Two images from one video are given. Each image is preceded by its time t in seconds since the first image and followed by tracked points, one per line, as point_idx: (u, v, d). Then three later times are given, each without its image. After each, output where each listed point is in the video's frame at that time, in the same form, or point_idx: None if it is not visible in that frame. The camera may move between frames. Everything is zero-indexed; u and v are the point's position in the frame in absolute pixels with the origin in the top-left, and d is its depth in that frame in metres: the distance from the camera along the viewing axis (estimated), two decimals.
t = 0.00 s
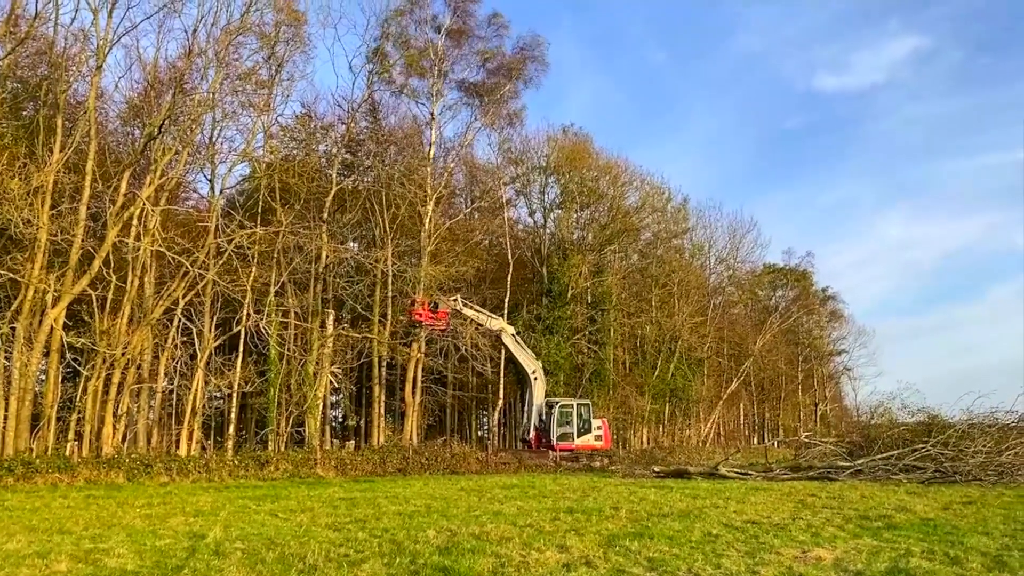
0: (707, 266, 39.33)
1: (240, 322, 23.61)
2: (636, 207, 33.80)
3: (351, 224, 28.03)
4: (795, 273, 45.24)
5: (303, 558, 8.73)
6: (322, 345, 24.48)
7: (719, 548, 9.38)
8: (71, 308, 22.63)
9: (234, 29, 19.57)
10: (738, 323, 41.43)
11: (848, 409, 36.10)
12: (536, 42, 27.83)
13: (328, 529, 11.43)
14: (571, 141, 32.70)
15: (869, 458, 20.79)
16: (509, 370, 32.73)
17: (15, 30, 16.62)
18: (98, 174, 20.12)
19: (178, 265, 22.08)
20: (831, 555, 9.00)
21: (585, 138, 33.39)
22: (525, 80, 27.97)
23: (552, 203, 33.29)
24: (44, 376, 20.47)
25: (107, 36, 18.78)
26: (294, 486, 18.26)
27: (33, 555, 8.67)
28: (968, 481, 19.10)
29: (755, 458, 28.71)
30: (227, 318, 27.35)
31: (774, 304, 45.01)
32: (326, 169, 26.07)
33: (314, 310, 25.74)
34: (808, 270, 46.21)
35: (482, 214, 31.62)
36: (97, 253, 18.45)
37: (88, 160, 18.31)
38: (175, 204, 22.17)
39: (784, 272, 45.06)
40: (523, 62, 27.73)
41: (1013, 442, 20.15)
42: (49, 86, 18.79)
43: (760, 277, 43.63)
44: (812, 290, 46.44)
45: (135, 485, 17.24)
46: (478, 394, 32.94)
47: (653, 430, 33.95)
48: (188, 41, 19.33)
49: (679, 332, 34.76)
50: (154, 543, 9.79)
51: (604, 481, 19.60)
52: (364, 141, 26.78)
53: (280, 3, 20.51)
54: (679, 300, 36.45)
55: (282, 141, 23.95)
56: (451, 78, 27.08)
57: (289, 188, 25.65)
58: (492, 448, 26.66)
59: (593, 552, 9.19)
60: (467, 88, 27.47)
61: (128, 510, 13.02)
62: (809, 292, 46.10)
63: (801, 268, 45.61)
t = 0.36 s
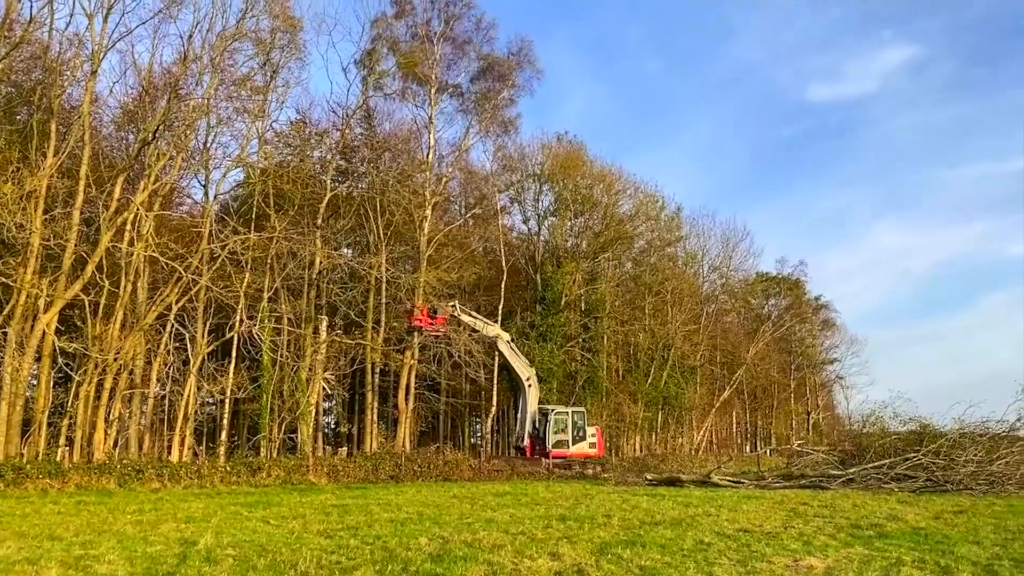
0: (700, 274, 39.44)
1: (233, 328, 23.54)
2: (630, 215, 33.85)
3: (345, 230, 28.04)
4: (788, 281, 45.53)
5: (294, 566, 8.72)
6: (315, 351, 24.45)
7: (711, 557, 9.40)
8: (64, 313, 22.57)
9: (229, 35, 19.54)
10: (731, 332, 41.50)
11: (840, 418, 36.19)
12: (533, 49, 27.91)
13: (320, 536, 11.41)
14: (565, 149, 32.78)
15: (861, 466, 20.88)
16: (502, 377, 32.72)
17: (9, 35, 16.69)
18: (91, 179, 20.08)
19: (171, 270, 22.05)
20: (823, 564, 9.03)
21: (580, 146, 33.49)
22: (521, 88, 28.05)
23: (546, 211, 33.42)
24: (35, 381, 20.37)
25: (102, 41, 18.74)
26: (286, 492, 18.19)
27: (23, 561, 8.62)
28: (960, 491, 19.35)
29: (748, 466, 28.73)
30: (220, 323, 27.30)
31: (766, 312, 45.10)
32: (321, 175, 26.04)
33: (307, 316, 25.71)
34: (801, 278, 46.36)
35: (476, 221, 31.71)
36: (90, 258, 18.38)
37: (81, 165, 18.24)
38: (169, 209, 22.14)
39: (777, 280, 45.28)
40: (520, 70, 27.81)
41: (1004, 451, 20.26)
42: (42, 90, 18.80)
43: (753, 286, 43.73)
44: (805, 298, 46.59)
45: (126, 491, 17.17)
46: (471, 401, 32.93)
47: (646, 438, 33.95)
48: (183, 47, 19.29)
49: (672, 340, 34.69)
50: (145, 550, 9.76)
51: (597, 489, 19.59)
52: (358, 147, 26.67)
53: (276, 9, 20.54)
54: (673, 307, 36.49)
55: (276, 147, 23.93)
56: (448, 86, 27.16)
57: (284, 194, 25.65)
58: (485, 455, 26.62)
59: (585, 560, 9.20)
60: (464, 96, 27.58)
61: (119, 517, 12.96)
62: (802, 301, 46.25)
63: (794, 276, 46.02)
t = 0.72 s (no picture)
0: (691, 283, 39.60)
1: (223, 334, 23.47)
2: (621, 223, 34.00)
3: (336, 237, 28.04)
4: (777, 290, 45.73)
5: (283, 574, 8.68)
6: (306, 357, 24.38)
7: (700, 566, 9.42)
8: (52, 319, 22.46)
9: (221, 42, 19.55)
10: (721, 340, 41.64)
11: (830, 428, 36.28)
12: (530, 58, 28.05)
13: (309, 544, 11.36)
14: (556, 158, 32.89)
15: (850, 475, 20.97)
16: (492, 385, 32.73)
17: None
18: (82, 185, 20.02)
19: (161, 276, 21.96)
20: (811, 573, 9.06)
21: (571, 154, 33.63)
22: (518, 97, 28.13)
23: (538, 219, 33.53)
24: (23, 387, 20.23)
25: (94, 46, 18.69)
26: (275, 500, 18.11)
27: (8, 568, 8.56)
28: (948, 500, 19.40)
29: (738, 475, 28.79)
30: (209, 330, 27.20)
31: (756, 321, 45.26)
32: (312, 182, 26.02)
33: (297, 323, 25.67)
34: (790, 288, 46.58)
35: (468, 229, 31.75)
36: (79, 264, 18.28)
37: (71, 170, 18.16)
38: (160, 215, 22.08)
39: (766, 289, 45.48)
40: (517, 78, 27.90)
41: (991, 460, 20.44)
42: (33, 95, 18.74)
43: (743, 295, 43.94)
44: (794, 308, 46.82)
45: (114, 498, 17.05)
46: (462, 408, 32.90)
47: (636, 446, 33.96)
48: (175, 53, 19.27)
49: (663, 348, 34.68)
50: (132, 557, 9.69)
51: (586, 497, 19.60)
52: (350, 154, 26.72)
53: (270, 16, 20.57)
54: (663, 316, 36.59)
55: (267, 153, 23.92)
56: (445, 93, 27.31)
57: (275, 200, 25.63)
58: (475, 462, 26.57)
59: (574, 568, 9.20)
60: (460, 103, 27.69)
61: (106, 524, 12.86)
62: (791, 310, 46.47)
63: (784, 285, 46.20)
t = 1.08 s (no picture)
0: (679, 291, 39.73)
1: (209, 341, 23.31)
2: (610, 232, 34.13)
3: (324, 243, 27.93)
4: (765, 299, 45.87)
5: None
6: (292, 365, 24.27)
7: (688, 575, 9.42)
8: (36, 325, 22.27)
9: (211, 48, 19.42)
10: (708, 349, 41.73)
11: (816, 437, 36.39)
12: (531, 64, 28.07)
13: (295, 553, 11.28)
14: (546, 166, 32.95)
15: (836, 484, 21.03)
16: (480, 392, 32.67)
17: None
18: (68, 190, 19.90)
19: (148, 282, 21.81)
20: None
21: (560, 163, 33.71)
22: (516, 103, 28.15)
23: (527, 227, 33.54)
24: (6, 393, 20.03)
25: (81, 51, 18.58)
26: (261, 508, 17.98)
27: None
28: (933, 509, 19.33)
29: (725, 484, 28.82)
30: (195, 336, 27.04)
31: (744, 330, 45.41)
32: (301, 188, 25.96)
33: (284, 330, 25.55)
34: (778, 297, 46.82)
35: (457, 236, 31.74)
36: (64, 270, 18.13)
37: (57, 176, 18.01)
38: (147, 221, 21.95)
39: (754, 299, 45.57)
40: (517, 83, 27.86)
41: (976, 470, 20.59)
42: (20, 99, 18.62)
43: (730, 303, 44.11)
44: (781, 317, 47.04)
45: (97, 506, 16.89)
46: (450, 416, 32.81)
47: (623, 455, 33.94)
48: (164, 59, 19.17)
49: (651, 357, 34.74)
50: (116, 567, 9.58)
51: (574, 506, 19.55)
52: (339, 160, 26.65)
53: (260, 23, 20.54)
54: (651, 324, 36.65)
55: (256, 159, 23.82)
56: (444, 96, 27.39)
57: (263, 207, 25.56)
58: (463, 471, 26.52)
59: None
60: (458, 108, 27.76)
61: (89, 532, 12.73)
62: (778, 319, 46.65)
63: (771, 294, 46.33)
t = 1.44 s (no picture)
0: (665, 298, 39.88)
1: (193, 346, 23.17)
2: (597, 238, 34.31)
3: (310, 249, 27.80)
4: (750, 306, 46.11)
5: None
6: (277, 370, 24.15)
7: None
8: (18, 330, 22.06)
9: (197, 52, 19.34)
10: (694, 356, 41.87)
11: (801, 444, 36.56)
12: (531, 68, 28.13)
13: (279, 560, 11.21)
14: (533, 172, 33.02)
15: (821, 491, 21.15)
16: (466, 399, 32.63)
17: None
18: (52, 194, 19.75)
19: (132, 287, 21.67)
20: None
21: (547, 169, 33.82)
22: (515, 107, 28.20)
23: (514, 233, 33.56)
24: None
25: (66, 54, 18.44)
26: (245, 515, 17.84)
27: None
28: (917, 515, 19.55)
29: (710, 490, 28.92)
30: (180, 341, 26.85)
31: (729, 336, 45.58)
32: (287, 193, 25.86)
33: (269, 336, 25.42)
34: (763, 304, 47.08)
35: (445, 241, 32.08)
36: (47, 274, 17.95)
37: (41, 179, 17.85)
38: (131, 225, 21.81)
39: (739, 305, 45.79)
40: (517, 87, 27.92)
41: (958, 476, 20.83)
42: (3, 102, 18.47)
43: (715, 310, 44.33)
44: (766, 323, 47.28)
45: (79, 513, 16.74)
46: (435, 422, 32.73)
47: (609, 461, 33.95)
48: (150, 62, 19.06)
49: (637, 363, 34.87)
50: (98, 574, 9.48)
51: (559, 512, 19.55)
52: (326, 166, 26.54)
53: (247, 27, 20.49)
54: (637, 330, 36.71)
55: (242, 164, 23.67)
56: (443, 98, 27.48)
57: (248, 212, 25.45)
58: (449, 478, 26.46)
59: None
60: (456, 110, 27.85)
61: (71, 539, 12.59)
62: (763, 325, 46.91)
63: (756, 301, 46.59)
